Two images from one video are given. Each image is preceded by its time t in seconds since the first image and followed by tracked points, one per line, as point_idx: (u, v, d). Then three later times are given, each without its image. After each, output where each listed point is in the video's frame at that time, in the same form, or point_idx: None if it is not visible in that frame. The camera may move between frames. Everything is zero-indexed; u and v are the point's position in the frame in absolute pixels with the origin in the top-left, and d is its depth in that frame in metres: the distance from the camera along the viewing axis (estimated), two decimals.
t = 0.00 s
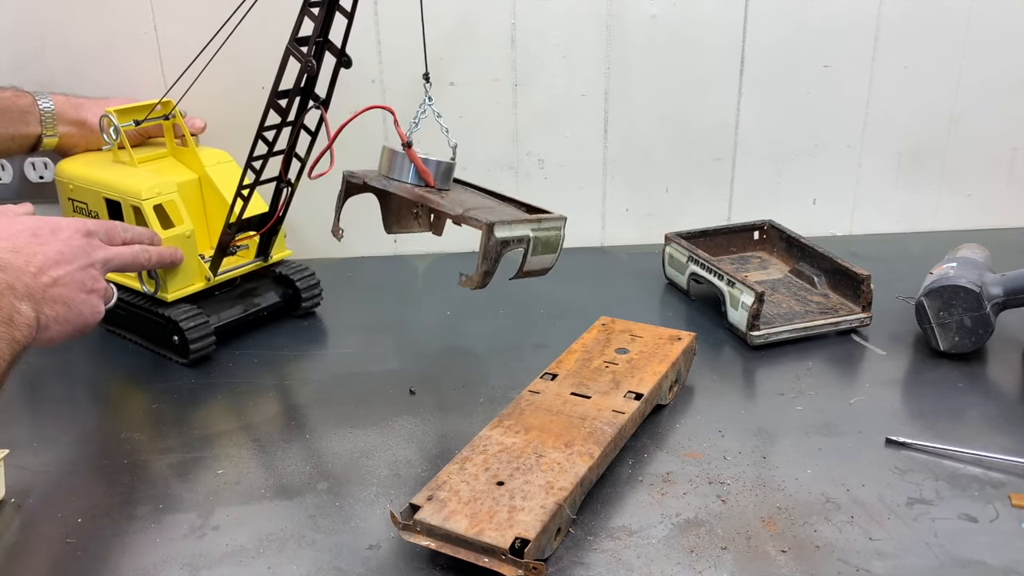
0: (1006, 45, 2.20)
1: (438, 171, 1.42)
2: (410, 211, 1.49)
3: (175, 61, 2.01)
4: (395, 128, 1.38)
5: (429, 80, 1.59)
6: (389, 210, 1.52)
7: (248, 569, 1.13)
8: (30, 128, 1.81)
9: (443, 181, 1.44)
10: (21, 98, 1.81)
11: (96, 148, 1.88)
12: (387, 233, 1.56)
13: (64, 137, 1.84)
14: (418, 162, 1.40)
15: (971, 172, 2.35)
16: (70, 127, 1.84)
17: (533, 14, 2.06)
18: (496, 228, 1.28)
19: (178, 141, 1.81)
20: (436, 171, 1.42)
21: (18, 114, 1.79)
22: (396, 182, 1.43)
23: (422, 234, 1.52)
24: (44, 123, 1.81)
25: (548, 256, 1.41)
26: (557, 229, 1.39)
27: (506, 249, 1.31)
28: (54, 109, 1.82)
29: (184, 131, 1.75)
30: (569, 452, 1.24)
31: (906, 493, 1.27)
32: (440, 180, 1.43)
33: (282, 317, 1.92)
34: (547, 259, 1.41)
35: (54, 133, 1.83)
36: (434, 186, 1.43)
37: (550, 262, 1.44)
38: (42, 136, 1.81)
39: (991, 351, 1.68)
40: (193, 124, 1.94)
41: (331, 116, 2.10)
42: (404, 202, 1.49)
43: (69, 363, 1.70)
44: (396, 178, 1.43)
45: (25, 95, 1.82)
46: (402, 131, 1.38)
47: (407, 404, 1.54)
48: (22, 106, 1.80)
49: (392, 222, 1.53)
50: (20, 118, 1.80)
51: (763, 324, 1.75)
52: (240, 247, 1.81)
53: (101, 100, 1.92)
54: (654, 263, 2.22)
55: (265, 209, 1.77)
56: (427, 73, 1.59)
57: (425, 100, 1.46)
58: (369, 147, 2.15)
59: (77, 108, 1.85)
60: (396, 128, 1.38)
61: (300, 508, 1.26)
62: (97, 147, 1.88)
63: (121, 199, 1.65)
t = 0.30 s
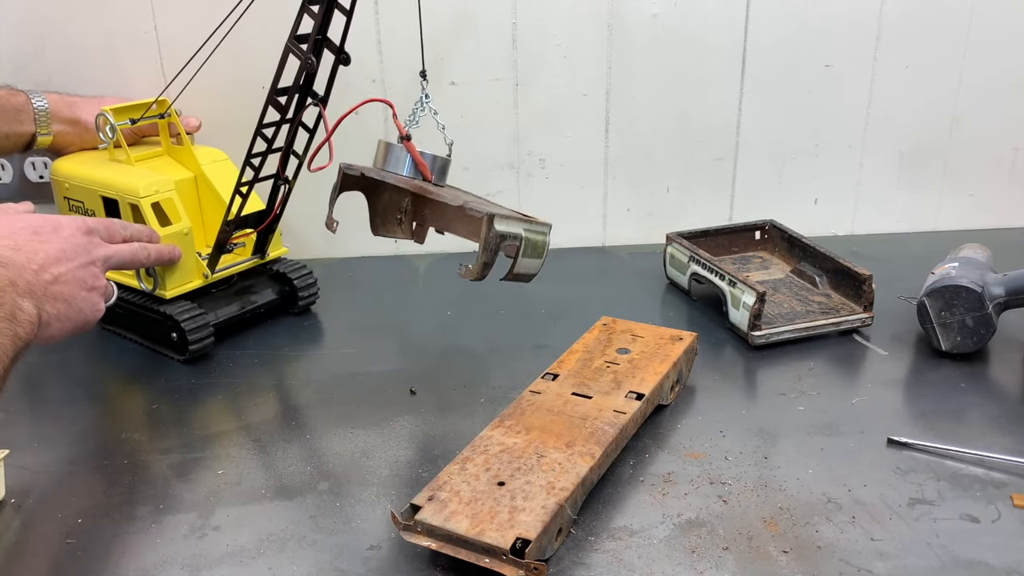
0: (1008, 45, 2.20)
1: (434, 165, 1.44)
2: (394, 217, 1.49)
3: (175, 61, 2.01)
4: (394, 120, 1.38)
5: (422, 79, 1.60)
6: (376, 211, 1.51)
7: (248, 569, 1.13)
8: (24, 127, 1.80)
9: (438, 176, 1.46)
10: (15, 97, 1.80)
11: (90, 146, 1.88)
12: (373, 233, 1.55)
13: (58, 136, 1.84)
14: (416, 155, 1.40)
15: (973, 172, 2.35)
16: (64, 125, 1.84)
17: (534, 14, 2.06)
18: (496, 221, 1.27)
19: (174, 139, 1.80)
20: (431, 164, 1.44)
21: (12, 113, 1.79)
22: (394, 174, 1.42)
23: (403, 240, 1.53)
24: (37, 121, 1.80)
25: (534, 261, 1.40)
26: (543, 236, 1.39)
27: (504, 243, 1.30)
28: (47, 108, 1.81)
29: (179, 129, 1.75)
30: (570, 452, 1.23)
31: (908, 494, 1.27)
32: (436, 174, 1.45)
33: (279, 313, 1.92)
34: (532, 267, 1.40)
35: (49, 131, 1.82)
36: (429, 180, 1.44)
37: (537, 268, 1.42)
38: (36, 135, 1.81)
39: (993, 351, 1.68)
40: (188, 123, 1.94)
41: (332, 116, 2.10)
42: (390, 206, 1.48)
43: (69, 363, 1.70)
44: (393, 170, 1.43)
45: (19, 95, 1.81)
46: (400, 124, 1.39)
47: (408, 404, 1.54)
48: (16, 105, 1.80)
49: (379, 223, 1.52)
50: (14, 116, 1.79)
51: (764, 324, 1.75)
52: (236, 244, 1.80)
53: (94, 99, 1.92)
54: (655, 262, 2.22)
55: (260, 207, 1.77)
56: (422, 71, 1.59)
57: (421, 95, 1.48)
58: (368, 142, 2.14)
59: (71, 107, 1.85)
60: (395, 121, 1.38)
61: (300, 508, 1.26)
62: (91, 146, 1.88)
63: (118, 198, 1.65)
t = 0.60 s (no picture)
0: (1010, 45, 2.19)
1: (435, 164, 1.43)
2: (388, 216, 1.49)
3: (175, 61, 2.01)
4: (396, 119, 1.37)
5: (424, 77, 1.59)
6: (372, 208, 1.48)
7: (248, 570, 1.13)
8: (24, 127, 1.80)
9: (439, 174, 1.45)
10: (16, 97, 1.80)
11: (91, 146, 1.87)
12: (370, 234, 1.51)
13: (59, 136, 1.84)
14: (419, 154, 1.39)
15: (975, 172, 2.34)
16: (65, 125, 1.84)
17: (536, 13, 2.05)
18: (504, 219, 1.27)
19: (174, 139, 1.80)
20: (432, 163, 1.43)
21: (14, 113, 1.78)
22: (396, 175, 1.39)
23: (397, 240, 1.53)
24: (38, 122, 1.79)
25: (531, 258, 1.40)
26: (540, 230, 1.39)
27: (511, 241, 1.30)
28: (48, 108, 1.81)
29: (179, 128, 1.74)
30: (571, 452, 1.23)
31: (910, 494, 1.26)
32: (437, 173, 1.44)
33: (279, 314, 1.92)
34: (529, 261, 1.40)
35: (49, 132, 1.81)
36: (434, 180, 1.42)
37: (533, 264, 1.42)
38: (36, 135, 1.80)
39: (995, 351, 1.68)
40: (189, 123, 1.94)
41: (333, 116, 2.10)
42: (384, 205, 1.48)
43: (70, 363, 1.70)
44: (394, 171, 1.41)
45: (20, 95, 1.81)
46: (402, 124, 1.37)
47: (409, 404, 1.54)
48: (17, 105, 1.79)
49: (376, 225, 1.50)
50: (15, 116, 1.79)
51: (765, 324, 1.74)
52: (237, 244, 1.80)
53: (95, 100, 1.92)
54: (656, 262, 2.22)
55: (261, 206, 1.77)
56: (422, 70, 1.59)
57: (421, 95, 1.46)
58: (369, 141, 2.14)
59: (72, 107, 1.85)
60: (398, 120, 1.37)
61: (301, 509, 1.25)
62: (92, 146, 1.88)
63: (117, 197, 1.64)
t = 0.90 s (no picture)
0: (1012, 46, 2.19)
1: (443, 163, 1.42)
2: (396, 214, 1.49)
3: (176, 60, 2.00)
4: (402, 119, 1.37)
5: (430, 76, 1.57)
6: (381, 208, 1.48)
7: (248, 570, 1.13)
8: (25, 127, 1.79)
9: (448, 174, 1.43)
10: (17, 98, 1.80)
11: (91, 147, 1.87)
12: (380, 234, 1.52)
13: (60, 136, 1.83)
14: (426, 154, 1.39)
15: (977, 172, 2.34)
16: (65, 126, 1.83)
17: (537, 13, 2.05)
18: (513, 217, 1.27)
19: (175, 139, 1.80)
20: (441, 162, 1.42)
21: (14, 113, 1.78)
22: (404, 176, 1.40)
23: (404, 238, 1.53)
24: (39, 122, 1.79)
25: (541, 252, 1.39)
26: (549, 225, 1.38)
27: (520, 239, 1.30)
28: (49, 108, 1.80)
29: (180, 128, 1.74)
30: (573, 453, 1.23)
31: (912, 495, 1.26)
32: (445, 173, 1.42)
33: (280, 314, 1.92)
34: (536, 258, 1.39)
35: (50, 132, 1.81)
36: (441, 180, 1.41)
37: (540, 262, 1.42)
38: (37, 135, 1.80)
39: (997, 351, 1.67)
40: (189, 123, 1.94)
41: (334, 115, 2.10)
42: (392, 203, 1.48)
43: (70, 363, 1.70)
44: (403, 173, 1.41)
45: (20, 95, 1.81)
46: (408, 123, 1.37)
47: (411, 404, 1.54)
48: (17, 105, 1.79)
49: (384, 224, 1.50)
50: (16, 117, 1.79)
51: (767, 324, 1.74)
52: (238, 244, 1.80)
53: (95, 100, 1.92)
54: (658, 263, 2.21)
55: (262, 207, 1.76)
56: (427, 69, 1.57)
57: (425, 95, 1.45)
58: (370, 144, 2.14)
59: (73, 107, 1.85)
60: (403, 120, 1.37)
61: (302, 510, 1.25)
62: (92, 146, 1.87)
63: (118, 197, 1.64)
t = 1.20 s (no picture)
0: (1015, 45, 2.19)
1: (440, 165, 1.42)
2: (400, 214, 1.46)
3: (176, 60, 2.00)
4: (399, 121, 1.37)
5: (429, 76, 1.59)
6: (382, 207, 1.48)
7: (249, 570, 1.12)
8: (25, 127, 1.79)
9: (444, 175, 1.44)
10: (17, 98, 1.80)
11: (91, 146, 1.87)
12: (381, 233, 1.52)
13: (60, 136, 1.83)
14: (422, 156, 1.40)
15: (980, 172, 2.34)
16: (65, 126, 1.83)
17: (538, 13, 2.05)
18: (507, 220, 1.26)
19: (176, 139, 1.80)
20: (438, 164, 1.42)
21: (14, 113, 1.78)
22: (399, 176, 1.41)
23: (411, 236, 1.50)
24: (39, 122, 1.78)
25: (543, 253, 1.39)
26: (552, 227, 1.38)
27: (514, 242, 1.29)
28: (49, 108, 1.80)
29: (181, 128, 1.74)
30: (574, 453, 1.23)
31: (914, 495, 1.26)
32: (442, 173, 1.43)
33: (281, 314, 1.91)
34: (541, 256, 1.39)
35: (50, 132, 1.80)
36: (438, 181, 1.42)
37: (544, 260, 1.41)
38: (37, 135, 1.79)
39: (1000, 351, 1.67)
40: (190, 123, 1.94)
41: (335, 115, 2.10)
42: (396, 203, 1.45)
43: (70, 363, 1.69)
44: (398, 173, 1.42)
45: (20, 95, 1.80)
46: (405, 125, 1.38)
47: (412, 404, 1.53)
48: (17, 105, 1.79)
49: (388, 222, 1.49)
50: (15, 116, 1.78)
51: (770, 324, 1.74)
52: (238, 244, 1.79)
53: (96, 99, 1.91)
54: (660, 262, 2.21)
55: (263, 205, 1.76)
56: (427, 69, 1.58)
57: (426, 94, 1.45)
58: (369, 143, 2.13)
59: (73, 107, 1.84)
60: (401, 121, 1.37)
61: (302, 510, 1.25)
62: (92, 146, 1.87)
63: (118, 197, 1.64)
